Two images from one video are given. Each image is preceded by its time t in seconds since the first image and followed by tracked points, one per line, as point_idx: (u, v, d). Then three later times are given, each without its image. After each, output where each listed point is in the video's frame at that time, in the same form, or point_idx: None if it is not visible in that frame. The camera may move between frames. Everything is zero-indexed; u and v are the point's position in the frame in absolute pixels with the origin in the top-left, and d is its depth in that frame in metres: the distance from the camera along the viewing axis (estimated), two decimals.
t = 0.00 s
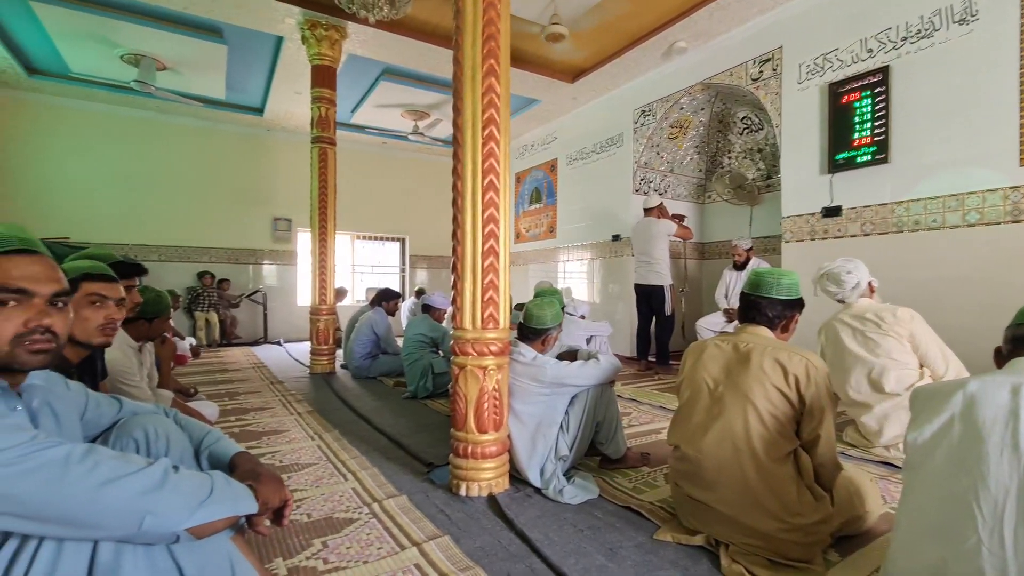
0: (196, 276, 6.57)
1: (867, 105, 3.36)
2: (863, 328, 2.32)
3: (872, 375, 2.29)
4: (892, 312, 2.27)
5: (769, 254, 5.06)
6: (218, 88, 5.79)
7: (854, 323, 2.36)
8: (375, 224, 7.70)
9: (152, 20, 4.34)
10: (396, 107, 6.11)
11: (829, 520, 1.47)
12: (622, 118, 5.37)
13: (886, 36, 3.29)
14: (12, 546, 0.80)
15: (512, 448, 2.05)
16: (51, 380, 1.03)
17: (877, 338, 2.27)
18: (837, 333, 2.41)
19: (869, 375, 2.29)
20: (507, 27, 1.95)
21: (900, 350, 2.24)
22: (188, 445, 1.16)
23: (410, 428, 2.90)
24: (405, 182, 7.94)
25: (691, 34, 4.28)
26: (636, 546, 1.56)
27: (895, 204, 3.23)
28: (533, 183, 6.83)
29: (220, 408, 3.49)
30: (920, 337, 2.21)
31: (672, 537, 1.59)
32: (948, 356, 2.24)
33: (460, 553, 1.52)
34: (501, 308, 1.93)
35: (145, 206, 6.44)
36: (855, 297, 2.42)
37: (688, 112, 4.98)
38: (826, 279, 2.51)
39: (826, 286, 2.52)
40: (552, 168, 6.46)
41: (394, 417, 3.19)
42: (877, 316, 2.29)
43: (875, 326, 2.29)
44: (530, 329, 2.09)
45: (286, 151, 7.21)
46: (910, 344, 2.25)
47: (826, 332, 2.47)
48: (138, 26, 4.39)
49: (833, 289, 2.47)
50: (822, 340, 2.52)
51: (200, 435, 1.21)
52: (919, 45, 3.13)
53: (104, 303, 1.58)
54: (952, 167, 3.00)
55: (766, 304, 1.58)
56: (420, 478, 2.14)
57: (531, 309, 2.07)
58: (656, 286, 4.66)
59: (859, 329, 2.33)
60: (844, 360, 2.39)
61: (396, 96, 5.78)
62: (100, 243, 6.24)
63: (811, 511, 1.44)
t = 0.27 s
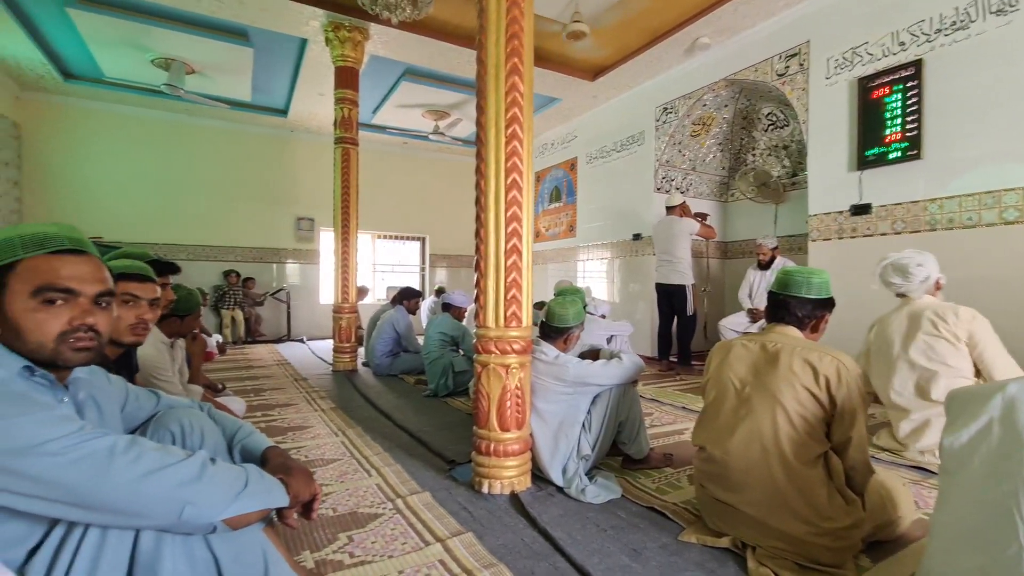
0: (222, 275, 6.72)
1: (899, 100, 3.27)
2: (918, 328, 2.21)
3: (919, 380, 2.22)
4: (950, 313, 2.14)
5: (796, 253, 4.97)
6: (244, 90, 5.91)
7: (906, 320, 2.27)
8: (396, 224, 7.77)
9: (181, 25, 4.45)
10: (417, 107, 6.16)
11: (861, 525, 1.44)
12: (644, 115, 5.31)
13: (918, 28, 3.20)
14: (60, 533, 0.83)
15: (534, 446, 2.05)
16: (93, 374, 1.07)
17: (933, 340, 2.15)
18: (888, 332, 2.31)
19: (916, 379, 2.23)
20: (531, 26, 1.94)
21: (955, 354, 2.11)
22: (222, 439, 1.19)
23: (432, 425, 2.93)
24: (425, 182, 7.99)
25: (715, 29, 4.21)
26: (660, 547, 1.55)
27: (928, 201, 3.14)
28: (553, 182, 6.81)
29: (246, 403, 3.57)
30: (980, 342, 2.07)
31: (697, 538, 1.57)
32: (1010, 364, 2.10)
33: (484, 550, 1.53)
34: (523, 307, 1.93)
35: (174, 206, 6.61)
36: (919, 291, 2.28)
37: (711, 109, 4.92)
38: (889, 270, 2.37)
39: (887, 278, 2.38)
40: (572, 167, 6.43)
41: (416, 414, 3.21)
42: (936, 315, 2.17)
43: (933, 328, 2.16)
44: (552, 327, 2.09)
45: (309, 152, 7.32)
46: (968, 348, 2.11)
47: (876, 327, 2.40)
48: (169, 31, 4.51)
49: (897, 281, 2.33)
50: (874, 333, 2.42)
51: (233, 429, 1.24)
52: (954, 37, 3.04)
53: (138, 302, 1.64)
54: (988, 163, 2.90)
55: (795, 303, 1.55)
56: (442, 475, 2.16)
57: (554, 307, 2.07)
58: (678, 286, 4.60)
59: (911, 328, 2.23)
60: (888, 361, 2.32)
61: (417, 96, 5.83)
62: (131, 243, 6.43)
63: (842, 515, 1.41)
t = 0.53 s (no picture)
0: (247, 274, 6.86)
1: (932, 95, 3.17)
2: (967, 331, 2.13)
3: (959, 386, 2.15)
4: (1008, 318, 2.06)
5: (822, 253, 4.86)
6: (269, 93, 6.03)
7: (955, 321, 2.18)
8: (416, 224, 7.83)
9: (209, 29, 4.55)
10: (438, 108, 6.19)
11: (893, 532, 1.40)
12: (665, 114, 5.25)
13: (953, 21, 3.10)
14: (101, 522, 0.86)
15: (556, 446, 2.04)
16: (129, 369, 1.10)
17: (982, 347, 2.08)
18: (936, 333, 2.21)
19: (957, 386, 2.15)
20: (554, 25, 1.94)
21: (1004, 364, 2.06)
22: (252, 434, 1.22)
23: (453, 424, 2.94)
24: (445, 182, 8.03)
25: (739, 26, 4.14)
26: (685, 550, 1.54)
27: (963, 199, 3.04)
28: (573, 182, 6.78)
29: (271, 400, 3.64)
30: None
31: (722, 542, 1.55)
32: None
33: (507, 549, 1.53)
34: (546, 306, 1.93)
35: (201, 206, 6.77)
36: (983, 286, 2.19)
37: (734, 107, 4.84)
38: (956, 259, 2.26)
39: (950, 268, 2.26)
40: (592, 167, 6.39)
41: (437, 413, 3.23)
42: (992, 320, 2.08)
43: (983, 333, 2.09)
44: (574, 327, 2.09)
45: (331, 153, 7.42)
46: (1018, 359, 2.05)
47: (920, 324, 2.30)
48: (197, 35, 4.61)
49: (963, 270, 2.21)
50: (918, 330, 2.32)
51: (263, 425, 1.27)
52: (991, 30, 2.94)
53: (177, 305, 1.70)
54: None
55: (825, 303, 1.52)
56: (464, 474, 2.17)
57: (576, 307, 2.06)
58: (700, 286, 4.54)
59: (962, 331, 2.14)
60: (927, 365, 2.25)
61: (438, 97, 5.86)
62: (161, 242, 6.60)
63: (874, 521, 1.37)
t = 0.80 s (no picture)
0: (272, 272, 7.00)
1: (969, 90, 3.06)
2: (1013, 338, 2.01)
3: (1002, 395, 2.05)
4: None
5: (852, 253, 4.74)
6: (295, 95, 6.14)
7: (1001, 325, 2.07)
8: (437, 223, 7.89)
9: (238, 33, 4.66)
10: (459, 107, 6.23)
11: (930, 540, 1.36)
12: (689, 112, 5.18)
13: (993, 13, 2.99)
14: (143, 511, 0.89)
15: (579, 446, 2.04)
16: (167, 364, 1.14)
17: None
18: (979, 338, 2.10)
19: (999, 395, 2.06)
20: (579, 23, 1.93)
21: None
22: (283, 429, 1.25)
23: (475, 422, 2.96)
24: (466, 181, 8.07)
25: (767, 21, 4.06)
26: (711, 553, 1.52)
27: (1002, 198, 2.93)
28: (594, 181, 6.74)
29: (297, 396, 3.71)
30: None
31: (749, 546, 1.53)
32: None
33: (530, 548, 1.54)
34: (570, 305, 1.92)
35: (229, 207, 6.94)
36: None
37: (761, 103, 4.75)
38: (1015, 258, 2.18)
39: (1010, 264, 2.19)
40: (614, 165, 6.34)
41: (459, 411, 3.26)
42: None
43: None
44: (597, 326, 2.09)
45: (355, 153, 7.53)
46: None
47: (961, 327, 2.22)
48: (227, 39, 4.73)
49: None
50: (960, 332, 2.24)
51: (293, 420, 1.29)
52: None
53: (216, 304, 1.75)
54: None
55: (858, 305, 1.48)
56: (487, 472, 2.18)
57: (598, 306, 2.06)
58: (724, 286, 4.47)
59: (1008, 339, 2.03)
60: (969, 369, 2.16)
61: (460, 97, 5.89)
62: (191, 241, 6.78)
63: (910, 528, 1.33)
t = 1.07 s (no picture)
0: (300, 270, 7.13)
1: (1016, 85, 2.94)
2: None
3: None
4: None
5: (888, 255, 4.59)
6: (324, 97, 6.26)
7: None
8: (461, 223, 7.93)
9: (270, 36, 4.77)
10: (484, 108, 6.25)
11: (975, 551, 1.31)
12: (717, 110, 5.10)
13: None
14: (187, 500, 0.92)
15: (605, 447, 2.02)
16: (208, 359, 1.18)
17: None
18: None
19: None
20: (609, 21, 1.92)
21: None
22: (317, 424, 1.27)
23: (499, 421, 2.97)
24: (490, 181, 8.09)
25: (799, 16, 3.97)
26: (742, 559, 1.49)
27: None
28: (619, 180, 6.68)
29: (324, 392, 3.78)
30: None
31: (782, 552, 1.49)
32: None
33: (557, 547, 1.53)
34: (597, 305, 1.91)
35: (260, 206, 7.10)
36: None
37: (792, 101, 4.64)
38: None
39: None
40: (640, 165, 6.28)
41: (484, 410, 3.27)
42: None
43: None
44: (622, 327, 2.07)
45: (381, 154, 7.62)
46: None
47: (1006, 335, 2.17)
48: (260, 42, 4.84)
49: None
50: (1009, 338, 2.15)
51: (326, 415, 1.32)
52: None
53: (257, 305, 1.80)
54: None
55: (898, 307, 1.44)
56: (512, 471, 2.18)
57: (623, 306, 2.05)
58: (752, 287, 4.38)
59: None
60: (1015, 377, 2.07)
61: (485, 97, 5.91)
62: (223, 239, 6.96)
63: (953, 539, 1.28)
